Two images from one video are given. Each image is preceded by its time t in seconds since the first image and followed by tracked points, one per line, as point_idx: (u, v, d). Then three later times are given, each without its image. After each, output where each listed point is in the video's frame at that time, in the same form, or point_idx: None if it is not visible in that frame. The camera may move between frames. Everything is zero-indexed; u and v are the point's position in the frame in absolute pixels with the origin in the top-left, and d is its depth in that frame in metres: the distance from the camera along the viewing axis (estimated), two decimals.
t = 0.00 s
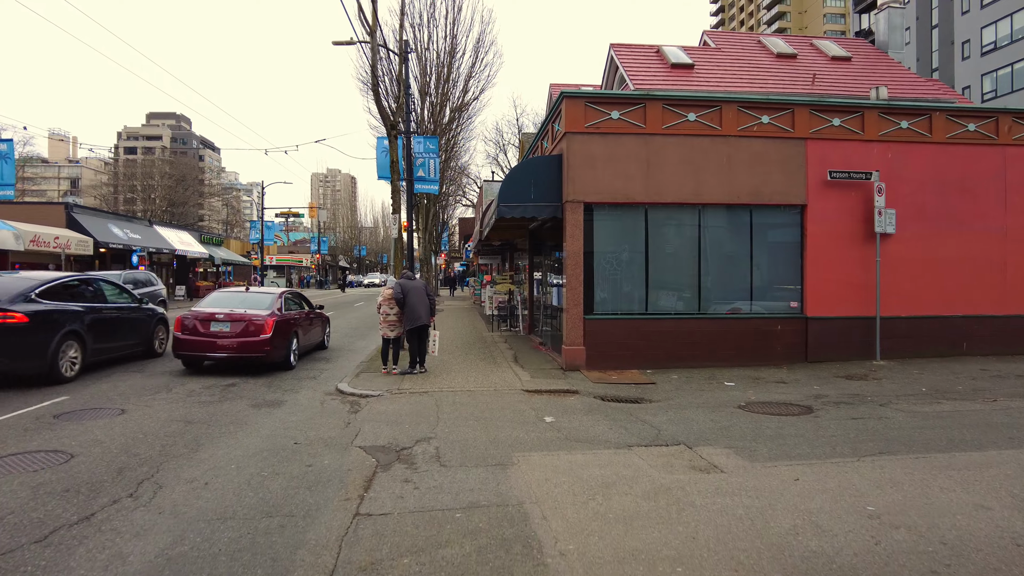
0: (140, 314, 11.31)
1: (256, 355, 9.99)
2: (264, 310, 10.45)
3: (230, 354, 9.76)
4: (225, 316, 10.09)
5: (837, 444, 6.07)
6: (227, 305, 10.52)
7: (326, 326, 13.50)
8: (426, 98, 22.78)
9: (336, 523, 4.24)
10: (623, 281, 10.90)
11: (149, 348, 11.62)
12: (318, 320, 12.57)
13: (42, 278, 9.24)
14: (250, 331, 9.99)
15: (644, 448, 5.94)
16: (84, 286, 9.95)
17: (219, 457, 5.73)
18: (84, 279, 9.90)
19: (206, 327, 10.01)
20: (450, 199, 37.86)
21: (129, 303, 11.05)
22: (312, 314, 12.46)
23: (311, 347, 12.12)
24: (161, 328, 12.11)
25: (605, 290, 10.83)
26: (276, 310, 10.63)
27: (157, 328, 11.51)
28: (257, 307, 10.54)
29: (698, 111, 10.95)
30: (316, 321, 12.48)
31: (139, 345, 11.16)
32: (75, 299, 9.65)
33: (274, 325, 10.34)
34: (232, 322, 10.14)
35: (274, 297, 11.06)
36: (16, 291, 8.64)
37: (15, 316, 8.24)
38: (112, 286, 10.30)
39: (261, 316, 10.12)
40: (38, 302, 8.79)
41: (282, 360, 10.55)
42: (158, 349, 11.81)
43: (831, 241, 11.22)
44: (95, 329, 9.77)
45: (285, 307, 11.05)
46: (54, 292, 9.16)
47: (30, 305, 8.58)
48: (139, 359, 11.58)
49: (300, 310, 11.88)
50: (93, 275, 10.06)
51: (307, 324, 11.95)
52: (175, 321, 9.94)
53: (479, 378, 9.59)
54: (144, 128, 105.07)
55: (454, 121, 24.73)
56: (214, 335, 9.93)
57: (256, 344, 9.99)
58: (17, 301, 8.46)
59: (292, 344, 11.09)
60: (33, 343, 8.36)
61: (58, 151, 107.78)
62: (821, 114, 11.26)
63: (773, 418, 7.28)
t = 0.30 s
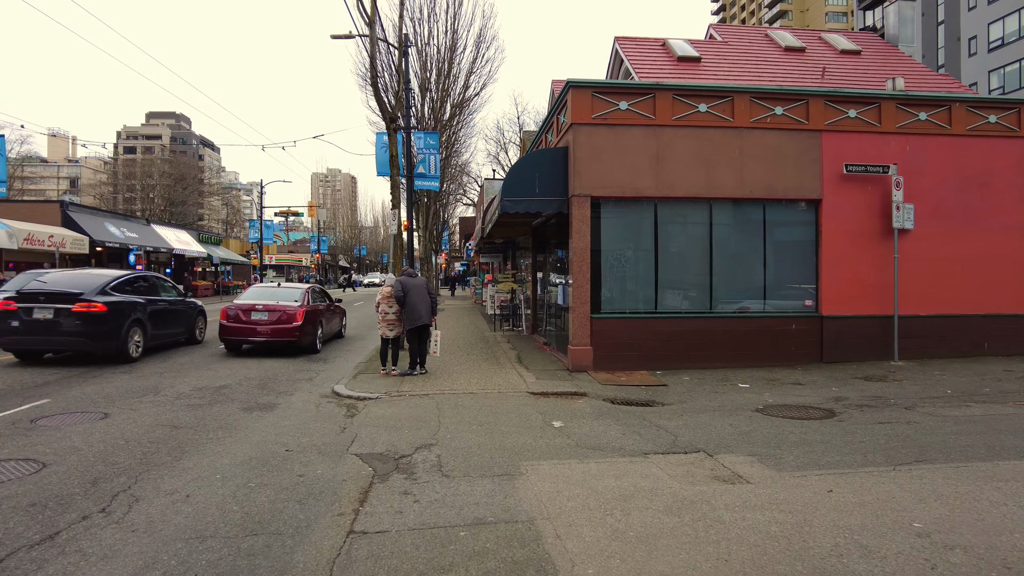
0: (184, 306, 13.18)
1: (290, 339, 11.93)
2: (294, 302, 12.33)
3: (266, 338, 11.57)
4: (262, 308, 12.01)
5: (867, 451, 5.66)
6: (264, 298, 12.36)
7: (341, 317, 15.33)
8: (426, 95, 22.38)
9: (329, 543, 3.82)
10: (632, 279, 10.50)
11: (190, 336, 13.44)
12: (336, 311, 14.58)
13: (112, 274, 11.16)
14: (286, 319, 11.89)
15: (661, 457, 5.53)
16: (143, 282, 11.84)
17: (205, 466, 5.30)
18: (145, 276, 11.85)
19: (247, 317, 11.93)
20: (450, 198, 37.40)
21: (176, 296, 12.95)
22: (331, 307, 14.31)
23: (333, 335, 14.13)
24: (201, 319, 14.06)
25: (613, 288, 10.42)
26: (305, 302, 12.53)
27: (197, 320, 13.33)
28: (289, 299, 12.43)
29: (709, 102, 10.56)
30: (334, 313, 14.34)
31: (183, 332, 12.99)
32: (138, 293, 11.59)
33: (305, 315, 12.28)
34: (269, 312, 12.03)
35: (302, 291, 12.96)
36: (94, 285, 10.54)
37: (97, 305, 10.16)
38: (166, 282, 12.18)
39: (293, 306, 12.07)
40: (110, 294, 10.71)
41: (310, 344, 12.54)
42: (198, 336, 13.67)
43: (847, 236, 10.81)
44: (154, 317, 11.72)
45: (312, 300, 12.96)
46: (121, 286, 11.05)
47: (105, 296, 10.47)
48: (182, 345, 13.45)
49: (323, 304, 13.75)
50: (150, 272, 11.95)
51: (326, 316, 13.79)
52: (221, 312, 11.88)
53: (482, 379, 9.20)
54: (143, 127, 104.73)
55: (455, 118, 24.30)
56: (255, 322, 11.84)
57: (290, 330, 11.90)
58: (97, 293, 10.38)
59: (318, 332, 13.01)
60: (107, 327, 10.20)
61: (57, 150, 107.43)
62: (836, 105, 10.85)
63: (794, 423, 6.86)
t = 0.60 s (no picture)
0: (216, 306, 14.85)
1: (312, 334, 13.74)
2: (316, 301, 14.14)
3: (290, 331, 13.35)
4: (288, 306, 13.92)
5: (902, 471, 5.24)
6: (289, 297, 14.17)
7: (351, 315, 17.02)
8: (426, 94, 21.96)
9: None
10: (640, 283, 10.09)
11: (221, 332, 15.18)
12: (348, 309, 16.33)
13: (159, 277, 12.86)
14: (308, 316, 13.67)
15: (681, 481, 5.12)
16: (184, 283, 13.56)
17: (186, 490, 4.88)
18: (185, 278, 13.56)
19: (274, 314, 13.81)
20: (450, 199, 36.99)
21: (210, 297, 14.70)
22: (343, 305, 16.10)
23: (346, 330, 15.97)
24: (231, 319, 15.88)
25: (620, 293, 10.00)
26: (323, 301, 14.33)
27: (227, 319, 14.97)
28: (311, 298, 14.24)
29: (721, 99, 10.18)
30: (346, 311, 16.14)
31: (216, 329, 14.72)
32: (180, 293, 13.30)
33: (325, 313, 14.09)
34: (294, 309, 13.87)
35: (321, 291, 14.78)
36: (146, 286, 12.26)
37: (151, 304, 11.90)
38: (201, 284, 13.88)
39: (315, 304, 13.88)
40: (160, 295, 12.47)
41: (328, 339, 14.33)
42: (229, 332, 15.49)
43: (864, 239, 10.39)
44: (193, 315, 13.43)
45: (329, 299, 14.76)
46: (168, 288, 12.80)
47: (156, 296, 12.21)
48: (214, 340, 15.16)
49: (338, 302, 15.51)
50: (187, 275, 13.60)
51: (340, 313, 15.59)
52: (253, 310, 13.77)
53: (484, 389, 8.79)
54: (142, 127, 104.33)
55: (456, 118, 23.91)
56: (283, 318, 13.66)
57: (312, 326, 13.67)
58: (150, 293, 12.12)
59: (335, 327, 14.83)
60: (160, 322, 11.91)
61: (55, 150, 106.80)
62: (852, 102, 10.43)
63: (818, 438, 6.45)
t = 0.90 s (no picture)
0: (238, 299, 16.64)
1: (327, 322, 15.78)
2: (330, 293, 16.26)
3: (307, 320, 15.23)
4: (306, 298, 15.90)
5: (943, 476, 4.81)
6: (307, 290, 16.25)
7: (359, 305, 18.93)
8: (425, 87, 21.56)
9: None
10: (648, 277, 9.67)
11: (244, 322, 17.03)
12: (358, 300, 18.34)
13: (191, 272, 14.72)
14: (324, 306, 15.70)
15: (702, 488, 4.68)
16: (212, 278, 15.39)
17: (160, 497, 4.42)
18: (213, 274, 15.44)
19: (295, 305, 15.80)
20: (450, 197, 36.59)
21: (234, 290, 16.55)
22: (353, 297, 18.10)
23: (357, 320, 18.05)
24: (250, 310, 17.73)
25: (628, 286, 9.57)
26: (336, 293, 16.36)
27: (248, 310, 16.74)
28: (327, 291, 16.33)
29: (733, 84, 9.77)
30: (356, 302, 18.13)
31: (237, 320, 16.49)
32: (209, 287, 15.16)
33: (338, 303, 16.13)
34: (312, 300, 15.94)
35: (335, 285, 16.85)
36: (181, 280, 14.11)
37: (186, 295, 13.72)
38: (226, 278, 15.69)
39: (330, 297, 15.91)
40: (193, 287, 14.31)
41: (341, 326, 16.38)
42: (250, 323, 17.37)
43: (882, 231, 9.96)
44: (221, 306, 15.27)
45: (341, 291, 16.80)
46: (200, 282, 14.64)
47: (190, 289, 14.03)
48: (236, 329, 17.06)
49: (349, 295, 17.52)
50: (215, 271, 15.43)
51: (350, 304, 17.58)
52: (276, 301, 15.70)
53: (485, 387, 8.36)
54: (140, 126, 103.86)
55: (456, 112, 23.49)
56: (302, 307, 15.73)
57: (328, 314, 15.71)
58: (185, 286, 13.94)
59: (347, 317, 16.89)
60: (194, 312, 13.70)
61: (53, 148, 106.44)
62: (869, 88, 9.99)
63: (844, 439, 6.02)
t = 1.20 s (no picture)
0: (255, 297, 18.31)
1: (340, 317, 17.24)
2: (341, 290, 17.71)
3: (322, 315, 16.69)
4: (320, 296, 17.37)
5: (994, 501, 4.33)
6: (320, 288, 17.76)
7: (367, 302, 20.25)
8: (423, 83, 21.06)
9: None
10: (657, 279, 9.23)
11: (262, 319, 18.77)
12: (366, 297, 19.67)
13: (214, 273, 16.47)
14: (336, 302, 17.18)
15: (728, 515, 4.22)
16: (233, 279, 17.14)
17: (122, 528, 3.94)
18: (235, 275, 17.18)
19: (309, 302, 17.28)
20: (449, 196, 36.13)
21: (252, 290, 18.24)
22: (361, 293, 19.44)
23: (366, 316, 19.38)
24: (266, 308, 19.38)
25: (635, 288, 9.12)
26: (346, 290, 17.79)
27: (265, 308, 18.47)
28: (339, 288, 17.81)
29: (745, 76, 9.30)
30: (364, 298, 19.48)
31: (255, 316, 18.19)
32: (230, 287, 16.86)
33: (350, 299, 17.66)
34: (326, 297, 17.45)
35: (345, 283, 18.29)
36: (206, 280, 15.81)
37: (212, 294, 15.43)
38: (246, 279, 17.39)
39: (341, 294, 17.35)
40: (217, 287, 16.04)
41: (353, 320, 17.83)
42: (266, 319, 19.05)
43: (901, 230, 9.50)
44: (241, 304, 16.98)
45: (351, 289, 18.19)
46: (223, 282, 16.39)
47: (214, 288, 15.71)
48: (254, 326, 18.78)
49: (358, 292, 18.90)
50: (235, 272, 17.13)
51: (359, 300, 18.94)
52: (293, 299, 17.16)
53: (485, 395, 7.90)
54: (137, 125, 103.35)
55: (455, 109, 23.01)
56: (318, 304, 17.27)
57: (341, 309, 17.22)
58: (209, 286, 15.61)
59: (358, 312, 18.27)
60: (219, 308, 15.39)
61: (49, 147, 105.85)
62: (888, 80, 9.52)
63: (875, 455, 5.55)
